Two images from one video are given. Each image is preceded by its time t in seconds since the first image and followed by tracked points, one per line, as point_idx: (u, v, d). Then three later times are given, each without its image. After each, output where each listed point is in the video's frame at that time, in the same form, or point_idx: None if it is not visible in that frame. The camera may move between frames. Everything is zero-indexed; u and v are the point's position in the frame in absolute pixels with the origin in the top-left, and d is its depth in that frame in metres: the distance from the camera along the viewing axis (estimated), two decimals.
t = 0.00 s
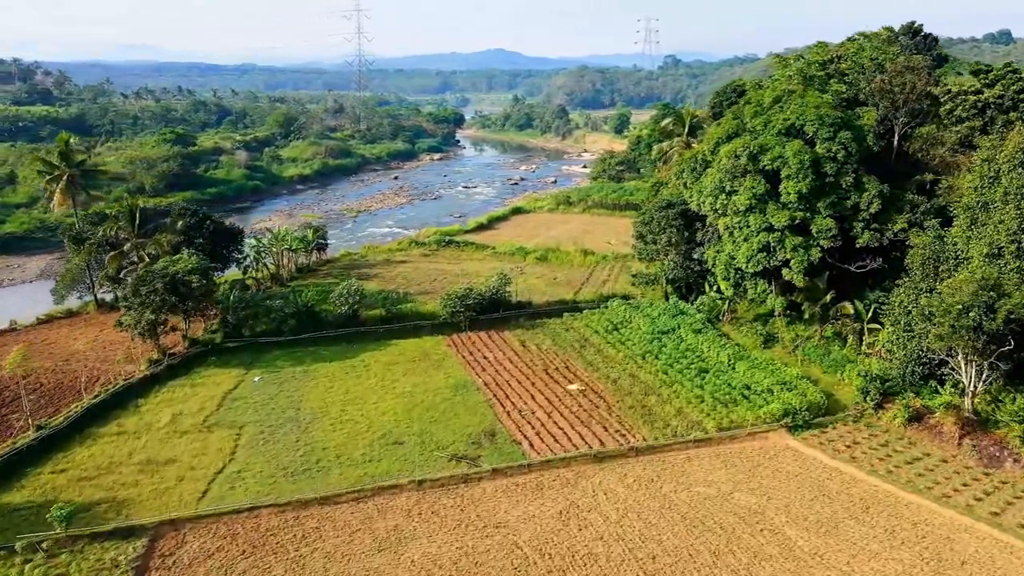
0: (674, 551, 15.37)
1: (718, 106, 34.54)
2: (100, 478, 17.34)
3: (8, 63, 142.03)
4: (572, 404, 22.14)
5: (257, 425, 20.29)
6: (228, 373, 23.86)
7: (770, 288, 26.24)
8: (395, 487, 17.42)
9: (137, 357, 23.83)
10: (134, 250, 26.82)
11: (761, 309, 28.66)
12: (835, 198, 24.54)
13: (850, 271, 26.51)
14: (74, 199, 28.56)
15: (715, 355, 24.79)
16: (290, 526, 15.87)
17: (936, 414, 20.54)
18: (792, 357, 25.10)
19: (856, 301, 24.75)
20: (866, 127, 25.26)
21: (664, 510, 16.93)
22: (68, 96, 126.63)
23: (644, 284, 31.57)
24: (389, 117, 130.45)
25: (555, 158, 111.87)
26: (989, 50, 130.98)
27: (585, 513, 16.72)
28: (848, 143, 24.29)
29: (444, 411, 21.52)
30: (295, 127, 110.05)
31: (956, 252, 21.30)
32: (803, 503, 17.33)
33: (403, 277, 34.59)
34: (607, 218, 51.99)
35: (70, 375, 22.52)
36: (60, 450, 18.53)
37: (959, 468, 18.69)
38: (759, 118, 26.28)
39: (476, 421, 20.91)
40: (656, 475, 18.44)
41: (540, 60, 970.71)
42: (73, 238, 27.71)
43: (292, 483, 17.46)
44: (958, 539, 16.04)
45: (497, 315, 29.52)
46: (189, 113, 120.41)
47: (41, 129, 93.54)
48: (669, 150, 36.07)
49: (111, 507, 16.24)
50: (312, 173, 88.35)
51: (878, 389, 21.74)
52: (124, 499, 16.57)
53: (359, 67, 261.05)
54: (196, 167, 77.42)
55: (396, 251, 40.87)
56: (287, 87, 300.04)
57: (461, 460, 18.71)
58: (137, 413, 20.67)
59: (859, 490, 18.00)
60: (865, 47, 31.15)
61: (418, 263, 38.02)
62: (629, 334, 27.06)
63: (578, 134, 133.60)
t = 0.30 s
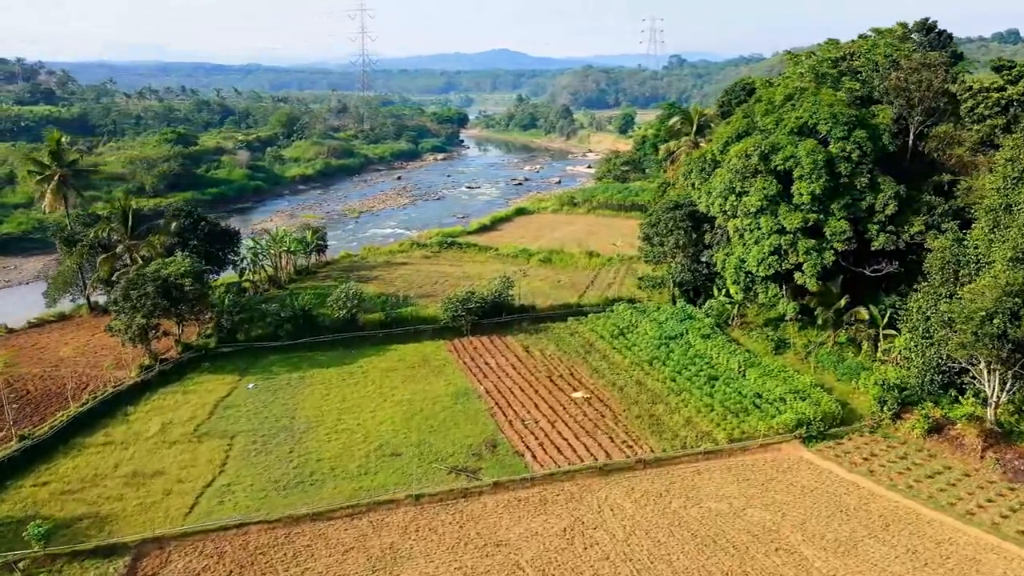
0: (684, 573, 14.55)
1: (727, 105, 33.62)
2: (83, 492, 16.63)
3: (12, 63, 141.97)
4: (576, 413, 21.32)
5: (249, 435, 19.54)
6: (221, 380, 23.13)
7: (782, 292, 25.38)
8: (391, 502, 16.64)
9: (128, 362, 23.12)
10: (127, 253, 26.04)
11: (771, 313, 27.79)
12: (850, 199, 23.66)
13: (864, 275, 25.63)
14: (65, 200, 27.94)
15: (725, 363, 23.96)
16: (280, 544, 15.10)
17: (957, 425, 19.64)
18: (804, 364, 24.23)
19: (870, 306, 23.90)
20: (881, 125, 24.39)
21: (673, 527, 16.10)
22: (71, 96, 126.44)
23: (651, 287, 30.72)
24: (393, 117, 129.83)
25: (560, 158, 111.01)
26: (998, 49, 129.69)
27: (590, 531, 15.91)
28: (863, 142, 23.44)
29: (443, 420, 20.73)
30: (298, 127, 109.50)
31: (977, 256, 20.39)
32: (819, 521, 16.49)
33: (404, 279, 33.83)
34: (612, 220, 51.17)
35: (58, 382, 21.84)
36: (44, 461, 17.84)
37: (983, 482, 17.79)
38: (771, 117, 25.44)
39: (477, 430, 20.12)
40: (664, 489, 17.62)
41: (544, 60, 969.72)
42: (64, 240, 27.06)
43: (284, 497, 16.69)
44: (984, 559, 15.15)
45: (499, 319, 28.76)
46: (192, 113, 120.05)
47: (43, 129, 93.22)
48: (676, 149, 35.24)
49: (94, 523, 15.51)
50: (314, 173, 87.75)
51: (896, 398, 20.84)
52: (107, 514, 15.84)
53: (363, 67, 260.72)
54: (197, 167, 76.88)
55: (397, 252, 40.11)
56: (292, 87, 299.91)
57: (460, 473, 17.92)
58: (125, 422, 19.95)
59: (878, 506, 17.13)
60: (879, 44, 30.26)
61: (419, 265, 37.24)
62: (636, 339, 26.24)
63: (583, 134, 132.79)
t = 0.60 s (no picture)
0: None
1: (736, 102, 32.72)
2: (65, 506, 15.91)
3: (15, 63, 141.89)
4: (581, 422, 20.51)
5: (240, 446, 18.79)
6: (214, 387, 22.40)
7: (793, 296, 24.54)
8: (387, 519, 15.87)
9: (117, 369, 22.41)
10: (119, 255, 25.33)
11: (782, 318, 26.95)
12: (865, 201, 22.77)
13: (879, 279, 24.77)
14: (56, 200, 27.28)
15: (735, 370, 23.14)
16: (268, 564, 14.35)
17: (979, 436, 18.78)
18: (817, 371, 23.39)
19: (886, 311, 23.06)
20: (897, 124, 23.52)
21: (683, 547, 15.29)
22: (74, 96, 126.14)
23: (657, 290, 29.90)
24: (396, 117, 129.20)
25: (564, 158, 110.24)
26: (1006, 49, 128.49)
27: (596, 550, 15.11)
28: (879, 141, 22.61)
29: (442, 430, 19.95)
30: (301, 127, 108.92)
31: (999, 260, 19.51)
32: (836, 540, 15.65)
33: (404, 282, 33.08)
34: (616, 221, 50.37)
35: (45, 389, 21.14)
36: (26, 473, 17.14)
37: (1008, 498, 16.91)
38: (782, 115, 24.63)
39: (477, 441, 19.33)
40: (673, 505, 16.82)
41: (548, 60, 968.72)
42: (55, 241, 26.39)
43: (274, 513, 15.94)
44: None
45: (501, 323, 27.99)
46: (194, 113, 119.63)
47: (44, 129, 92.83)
48: (683, 149, 34.42)
49: (73, 541, 14.79)
50: (316, 173, 87.11)
51: (914, 409, 19.98)
52: (88, 531, 15.11)
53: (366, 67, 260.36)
54: (198, 167, 76.35)
55: (397, 254, 39.36)
56: (295, 87, 299.74)
57: (459, 487, 17.15)
58: (112, 432, 19.23)
59: (899, 524, 16.28)
60: (892, 40, 29.42)
61: (420, 267, 36.49)
62: (642, 345, 25.44)
63: (587, 134, 131.94)
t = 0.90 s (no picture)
0: None
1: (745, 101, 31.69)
2: (44, 523, 15.19)
3: (19, 63, 141.85)
4: (586, 433, 19.69)
5: (231, 458, 18.04)
6: (206, 394, 21.66)
7: (807, 301, 23.66)
8: (382, 537, 15.10)
9: (106, 376, 21.68)
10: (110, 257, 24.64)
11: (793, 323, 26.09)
12: (881, 203, 21.90)
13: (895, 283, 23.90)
14: (47, 201, 26.63)
15: (746, 377, 22.31)
16: None
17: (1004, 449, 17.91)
18: (831, 379, 22.52)
19: (903, 318, 22.19)
20: (914, 122, 22.69)
21: (694, 568, 14.47)
22: (77, 96, 125.91)
23: (664, 294, 29.08)
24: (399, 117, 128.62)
25: (568, 158, 109.47)
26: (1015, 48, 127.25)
27: (602, 572, 14.31)
28: (896, 140, 21.78)
29: (442, 441, 19.16)
30: (303, 126, 108.38)
31: None
32: (856, 562, 14.80)
33: (405, 285, 32.34)
34: (622, 222, 49.57)
35: (30, 397, 20.42)
36: (6, 487, 16.43)
37: None
38: (794, 114, 23.81)
39: (478, 453, 18.54)
40: (683, 522, 16.01)
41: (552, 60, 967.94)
42: (45, 244, 25.73)
43: (264, 531, 15.18)
44: None
45: (504, 328, 27.20)
46: (197, 113, 119.27)
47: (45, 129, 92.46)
48: (691, 149, 33.61)
49: (51, 561, 14.06)
50: (318, 173, 86.48)
51: (935, 420, 19.10)
52: (67, 550, 14.38)
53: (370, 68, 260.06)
54: (199, 167, 75.81)
55: (398, 256, 38.61)
56: (299, 87, 299.56)
57: (458, 502, 16.36)
58: (98, 443, 18.52)
59: (923, 544, 15.40)
60: (907, 36, 28.59)
61: (421, 270, 35.72)
62: (649, 351, 24.62)
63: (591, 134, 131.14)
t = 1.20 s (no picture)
0: None
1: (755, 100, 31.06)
2: (22, 541, 14.48)
3: (23, 63, 141.70)
4: (591, 445, 18.89)
5: (221, 471, 17.31)
6: (197, 403, 20.94)
7: (820, 307, 22.78)
8: (377, 557, 14.34)
9: (95, 383, 20.97)
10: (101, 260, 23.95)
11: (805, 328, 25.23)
12: (898, 205, 21.02)
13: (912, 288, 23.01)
14: (37, 202, 25.97)
15: (757, 386, 21.49)
16: None
17: None
18: (846, 387, 21.66)
19: (921, 324, 21.30)
20: (933, 121, 21.83)
21: None
22: (79, 95, 125.53)
23: (671, 298, 28.26)
24: (403, 117, 128.01)
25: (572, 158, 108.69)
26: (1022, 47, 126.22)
27: None
28: (914, 139, 20.95)
29: (441, 453, 18.39)
30: (306, 126, 107.78)
31: None
32: None
33: (405, 288, 31.58)
34: (627, 223, 48.74)
35: (15, 405, 19.73)
36: None
37: None
38: (807, 112, 22.99)
39: (478, 466, 17.77)
40: (693, 542, 15.20)
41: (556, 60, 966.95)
42: (35, 245, 25.05)
43: (252, 550, 14.43)
44: None
45: (506, 333, 26.41)
46: (200, 113, 118.85)
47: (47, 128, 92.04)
48: (699, 149, 32.79)
49: None
50: (320, 173, 85.81)
51: (957, 432, 18.22)
52: (45, 571, 13.66)
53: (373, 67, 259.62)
54: (200, 167, 75.27)
55: (399, 258, 37.87)
56: (303, 87, 299.39)
57: (457, 519, 15.59)
58: (83, 454, 17.83)
59: (948, 566, 14.57)
60: (923, 33, 27.71)
61: (423, 272, 34.96)
62: (656, 357, 23.82)
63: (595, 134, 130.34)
